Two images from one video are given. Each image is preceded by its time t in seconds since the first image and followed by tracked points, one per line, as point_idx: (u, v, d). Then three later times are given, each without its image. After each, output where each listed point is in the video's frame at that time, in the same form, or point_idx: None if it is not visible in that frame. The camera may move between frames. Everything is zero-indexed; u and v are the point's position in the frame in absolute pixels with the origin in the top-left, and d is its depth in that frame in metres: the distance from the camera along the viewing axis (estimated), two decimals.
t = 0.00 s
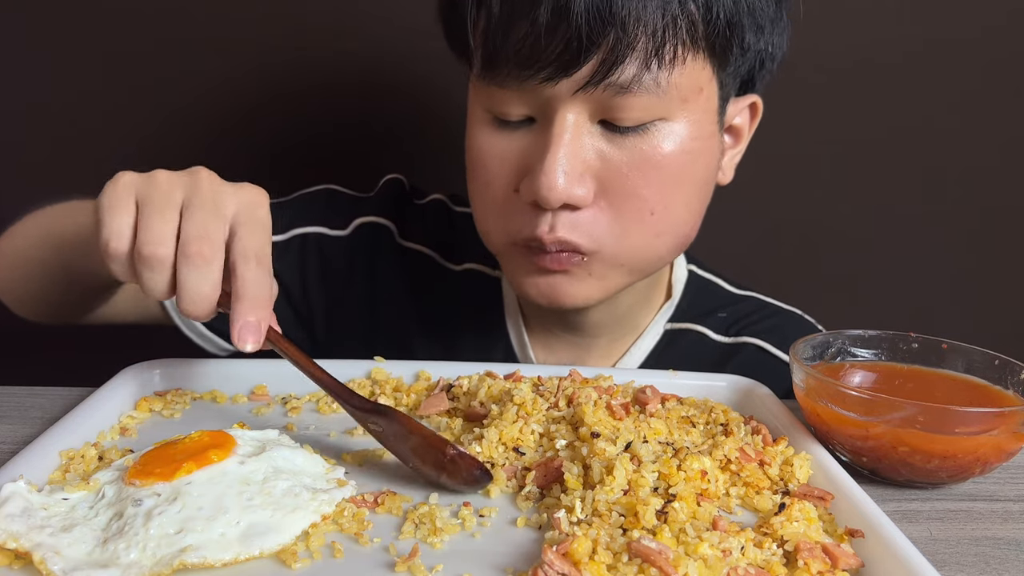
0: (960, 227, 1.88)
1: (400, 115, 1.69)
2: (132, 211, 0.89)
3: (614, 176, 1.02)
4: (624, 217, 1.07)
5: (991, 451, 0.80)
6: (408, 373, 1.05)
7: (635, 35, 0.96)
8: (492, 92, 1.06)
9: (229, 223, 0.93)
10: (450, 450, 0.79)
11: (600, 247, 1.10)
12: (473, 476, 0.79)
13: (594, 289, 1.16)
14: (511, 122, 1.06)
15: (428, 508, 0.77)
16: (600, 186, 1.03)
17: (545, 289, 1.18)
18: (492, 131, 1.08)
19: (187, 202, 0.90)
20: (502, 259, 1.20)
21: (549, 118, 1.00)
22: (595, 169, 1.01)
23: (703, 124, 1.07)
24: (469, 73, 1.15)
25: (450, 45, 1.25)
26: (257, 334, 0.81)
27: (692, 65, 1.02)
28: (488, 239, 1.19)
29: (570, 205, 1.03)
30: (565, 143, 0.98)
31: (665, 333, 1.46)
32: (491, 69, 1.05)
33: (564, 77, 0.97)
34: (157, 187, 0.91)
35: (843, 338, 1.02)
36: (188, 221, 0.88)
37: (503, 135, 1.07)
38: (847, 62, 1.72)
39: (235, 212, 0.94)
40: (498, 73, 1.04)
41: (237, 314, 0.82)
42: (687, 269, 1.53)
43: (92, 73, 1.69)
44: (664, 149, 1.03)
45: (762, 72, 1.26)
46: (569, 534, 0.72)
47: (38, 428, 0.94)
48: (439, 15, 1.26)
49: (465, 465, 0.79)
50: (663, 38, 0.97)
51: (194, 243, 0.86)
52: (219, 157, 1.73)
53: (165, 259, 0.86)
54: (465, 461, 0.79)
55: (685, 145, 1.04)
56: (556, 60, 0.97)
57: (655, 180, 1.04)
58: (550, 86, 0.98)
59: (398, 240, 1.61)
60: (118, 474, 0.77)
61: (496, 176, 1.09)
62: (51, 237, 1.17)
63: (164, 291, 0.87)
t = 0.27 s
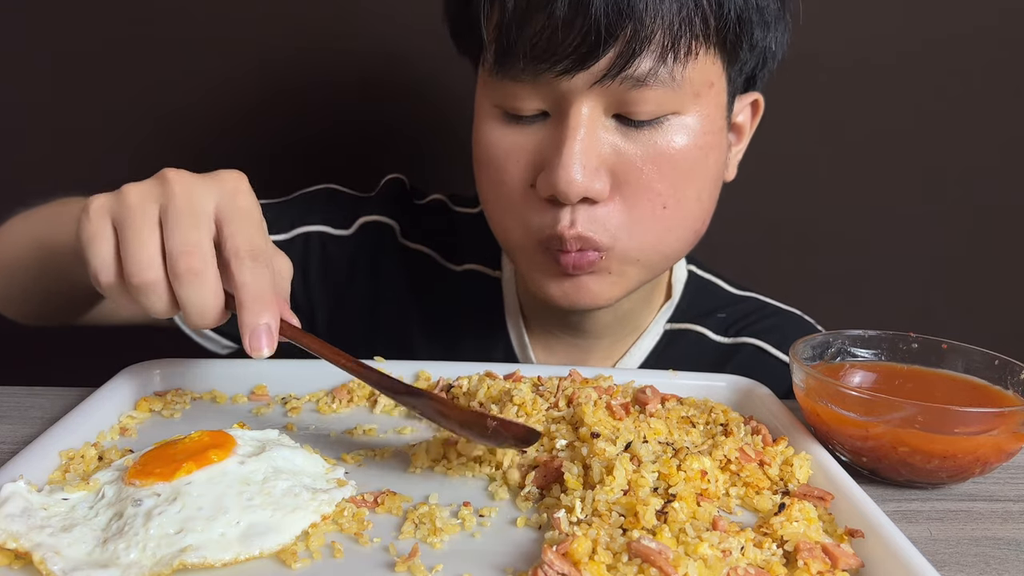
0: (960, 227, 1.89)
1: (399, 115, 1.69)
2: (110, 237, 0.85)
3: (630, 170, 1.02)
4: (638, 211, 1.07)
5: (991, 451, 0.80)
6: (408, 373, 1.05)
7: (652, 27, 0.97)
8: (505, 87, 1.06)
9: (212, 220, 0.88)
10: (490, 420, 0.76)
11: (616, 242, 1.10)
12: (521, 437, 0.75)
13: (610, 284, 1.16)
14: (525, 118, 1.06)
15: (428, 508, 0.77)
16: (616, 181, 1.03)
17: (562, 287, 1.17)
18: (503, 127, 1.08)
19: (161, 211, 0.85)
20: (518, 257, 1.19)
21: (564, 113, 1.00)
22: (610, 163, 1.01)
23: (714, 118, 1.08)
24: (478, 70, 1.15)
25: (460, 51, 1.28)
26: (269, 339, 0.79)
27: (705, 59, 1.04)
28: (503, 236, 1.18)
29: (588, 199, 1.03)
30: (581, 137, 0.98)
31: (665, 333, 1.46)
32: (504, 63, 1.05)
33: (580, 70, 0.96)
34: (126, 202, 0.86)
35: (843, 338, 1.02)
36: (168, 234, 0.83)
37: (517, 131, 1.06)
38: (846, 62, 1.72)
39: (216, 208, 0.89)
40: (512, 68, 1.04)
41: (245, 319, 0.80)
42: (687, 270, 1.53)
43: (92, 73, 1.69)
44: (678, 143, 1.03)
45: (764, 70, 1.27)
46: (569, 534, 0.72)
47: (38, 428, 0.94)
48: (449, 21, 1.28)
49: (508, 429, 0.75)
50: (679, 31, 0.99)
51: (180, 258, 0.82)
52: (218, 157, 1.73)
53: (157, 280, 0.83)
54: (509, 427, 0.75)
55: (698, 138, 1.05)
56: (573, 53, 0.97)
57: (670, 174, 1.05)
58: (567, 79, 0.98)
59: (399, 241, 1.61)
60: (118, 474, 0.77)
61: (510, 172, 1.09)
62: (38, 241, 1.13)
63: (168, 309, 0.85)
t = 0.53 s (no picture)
0: (960, 227, 1.89)
1: (399, 115, 1.69)
2: (165, 240, 0.84)
3: (644, 171, 1.02)
4: (649, 212, 1.07)
5: (990, 451, 0.80)
6: (408, 373, 1.05)
7: (669, 27, 0.98)
8: (519, 86, 1.05)
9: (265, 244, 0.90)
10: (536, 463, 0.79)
11: (629, 243, 1.09)
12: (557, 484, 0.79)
13: (616, 287, 1.16)
14: (538, 117, 1.05)
15: (428, 508, 0.77)
16: (629, 182, 1.03)
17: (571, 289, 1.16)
18: (516, 126, 1.08)
19: (220, 224, 0.86)
20: (527, 260, 1.18)
21: (578, 111, 0.99)
22: (625, 164, 1.01)
23: (725, 120, 1.09)
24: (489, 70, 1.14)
25: (471, 55, 1.28)
26: (314, 359, 0.81)
27: (717, 61, 1.05)
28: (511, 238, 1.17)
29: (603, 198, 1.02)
30: (597, 137, 0.98)
31: (665, 334, 1.46)
32: (518, 62, 1.04)
33: (597, 68, 0.96)
34: (186, 210, 0.87)
35: (843, 338, 1.02)
36: (227, 246, 0.84)
37: (530, 130, 1.06)
38: (846, 63, 1.72)
39: (270, 231, 0.91)
40: (527, 66, 1.03)
41: (294, 340, 0.81)
42: (687, 271, 1.53)
43: (92, 73, 1.69)
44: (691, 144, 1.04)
45: (767, 74, 1.27)
46: (569, 534, 0.72)
47: (38, 428, 0.94)
48: (460, 25, 1.28)
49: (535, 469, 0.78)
50: (695, 33, 1.00)
51: (239, 269, 0.83)
52: (218, 158, 1.73)
53: (210, 285, 0.82)
54: (549, 478, 0.78)
55: (711, 140, 1.06)
56: (590, 52, 0.97)
57: (682, 175, 1.05)
58: (583, 78, 0.97)
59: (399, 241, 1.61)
60: (118, 474, 0.77)
61: (522, 172, 1.08)
62: (37, 244, 1.13)
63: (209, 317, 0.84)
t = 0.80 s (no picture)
0: (961, 227, 1.89)
1: (399, 115, 1.69)
2: (135, 250, 0.84)
3: (653, 173, 1.03)
4: (658, 213, 1.07)
5: (990, 451, 0.80)
6: (408, 373, 1.05)
7: (681, 33, 0.98)
8: (528, 88, 1.05)
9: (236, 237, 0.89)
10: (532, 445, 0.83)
11: (635, 243, 1.09)
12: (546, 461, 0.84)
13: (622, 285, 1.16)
14: (546, 119, 1.05)
15: (428, 508, 0.77)
16: (637, 184, 1.03)
17: (573, 287, 1.16)
18: (523, 127, 1.07)
19: (188, 227, 0.85)
20: (526, 258, 1.18)
21: (588, 114, 0.99)
22: (635, 168, 1.01)
23: (732, 124, 1.09)
24: (496, 71, 1.14)
25: (478, 54, 1.27)
26: (302, 356, 0.82)
27: (727, 65, 1.05)
28: (511, 238, 1.17)
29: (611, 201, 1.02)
30: (606, 139, 0.98)
31: (666, 334, 1.46)
32: (528, 64, 1.03)
33: (609, 72, 0.96)
34: (151, 215, 0.85)
35: (843, 338, 1.02)
36: (198, 250, 0.84)
37: (538, 132, 1.06)
38: (847, 63, 1.72)
39: (239, 222, 0.90)
40: (536, 69, 1.02)
41: (278, 338, 0.82)
42: (687, 271, 1.53)
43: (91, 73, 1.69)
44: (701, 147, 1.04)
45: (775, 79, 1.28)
46: (569, 534, 0.72)
47: (38, 428, 0.94)
48: (467, 24, 1.26)
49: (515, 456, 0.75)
50: (706, 38, 1.01)
51: (213, 275, 0.83)
52: (219, 158, 1.73)
53: (188, 294, 0.83)
54: (540, 458, 0.84)
55: (718, 143, 1.07)
56: (601, 55, 0.97)
57: (692, 178, 1.06)
58: (593, 81, 0.97)
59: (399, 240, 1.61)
60: (118, 474, 0.77)
61: (530, 173, 1.08)
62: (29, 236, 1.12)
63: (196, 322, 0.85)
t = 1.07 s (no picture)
0: (960, 227, 1.89)
1: (400, 115, 1.69)
2: (102, 277, 0.82)
3: (646, 167, 1.03)
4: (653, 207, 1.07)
5: (990, 451, 0.80)
6: (407, 373, 1.05)
7: (674, 25, 0.98)
8: (523, 81, 1.05)
9: (201, 244, 0.82)
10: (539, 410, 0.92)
11: (630, 237, 1.09)
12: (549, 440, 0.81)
13: (616, 284, 1.16)
14: (541, 112, 1.05)
15: (428, 508, 0.77)
16: (631, 177, 1.03)
17: (571, 283, 1.16)
18: (518, 120, 1.08)
19: (147, 245, 0.80)
20: (523, 254, 1.18)
21: (582, 106, 0.99)
22: (628, 161, 1.01)
23: (728, 119, 1.09)
24: (494, 67, 1.15)
25: (477, 53, 1.28)
26: (286, 363, 0.80)
27: (722, 60, 1.05)
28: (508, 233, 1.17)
29: (605, 192, 1.02)
30: (600, 130, 0.98)
31: (666, 334, 1.46)
32: (523, 57, 1.04)
33: (601, 63, 0.96)
34: (106, 239, 0.80)
35: (843, 338, 1.02)
36: (160, 273, 0.79)
37: (532, 125, 1.06)
38: (846, 62, 1.72)
39: (201, 228, 0.83)
40: (530, 62, 1.03)
41: (259, 349, 0.80)
42: (687, 271, 1.53)
43: (91, 72, 1.69)
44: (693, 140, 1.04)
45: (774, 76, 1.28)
46: (569, 534, 0.72)
47: (38, 428, 0.94)
48: (465, 24, 1.27)
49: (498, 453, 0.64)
50: (699, 31, 1.00)
51: (180, 298, 0.79)
52: (219, 158, 1.73)
53: (160, 321, 0.81)
54: (539, 436, 0.81)
55: (714, 138, 1.06)
56: (593, 47, 0.97)
57: (686, 172, 1.05)
58: (586, 73, 0.97)
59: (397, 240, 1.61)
60: (118, 475, 0.77)
61: (524, 166, 1.08)
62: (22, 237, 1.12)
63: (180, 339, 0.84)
